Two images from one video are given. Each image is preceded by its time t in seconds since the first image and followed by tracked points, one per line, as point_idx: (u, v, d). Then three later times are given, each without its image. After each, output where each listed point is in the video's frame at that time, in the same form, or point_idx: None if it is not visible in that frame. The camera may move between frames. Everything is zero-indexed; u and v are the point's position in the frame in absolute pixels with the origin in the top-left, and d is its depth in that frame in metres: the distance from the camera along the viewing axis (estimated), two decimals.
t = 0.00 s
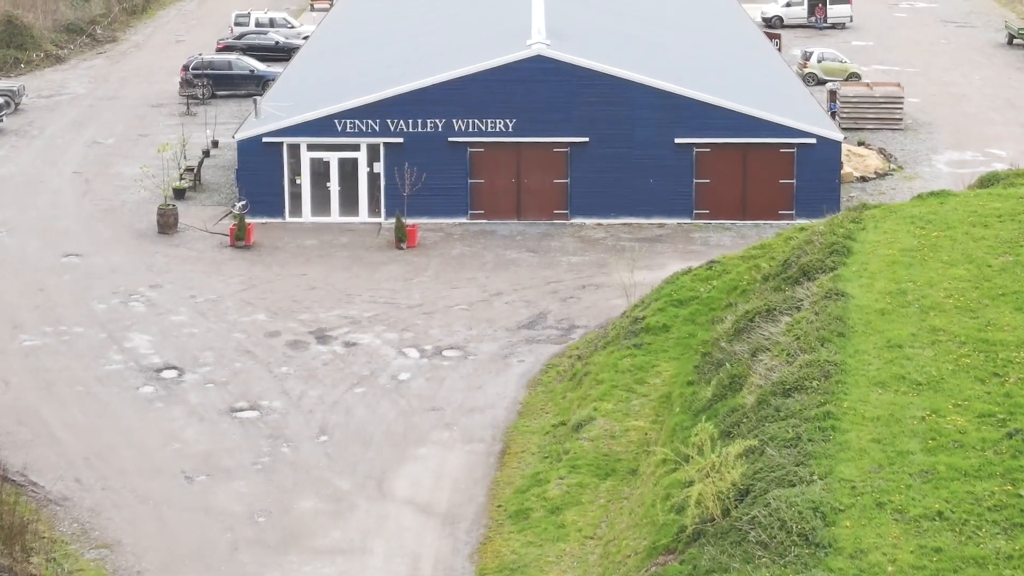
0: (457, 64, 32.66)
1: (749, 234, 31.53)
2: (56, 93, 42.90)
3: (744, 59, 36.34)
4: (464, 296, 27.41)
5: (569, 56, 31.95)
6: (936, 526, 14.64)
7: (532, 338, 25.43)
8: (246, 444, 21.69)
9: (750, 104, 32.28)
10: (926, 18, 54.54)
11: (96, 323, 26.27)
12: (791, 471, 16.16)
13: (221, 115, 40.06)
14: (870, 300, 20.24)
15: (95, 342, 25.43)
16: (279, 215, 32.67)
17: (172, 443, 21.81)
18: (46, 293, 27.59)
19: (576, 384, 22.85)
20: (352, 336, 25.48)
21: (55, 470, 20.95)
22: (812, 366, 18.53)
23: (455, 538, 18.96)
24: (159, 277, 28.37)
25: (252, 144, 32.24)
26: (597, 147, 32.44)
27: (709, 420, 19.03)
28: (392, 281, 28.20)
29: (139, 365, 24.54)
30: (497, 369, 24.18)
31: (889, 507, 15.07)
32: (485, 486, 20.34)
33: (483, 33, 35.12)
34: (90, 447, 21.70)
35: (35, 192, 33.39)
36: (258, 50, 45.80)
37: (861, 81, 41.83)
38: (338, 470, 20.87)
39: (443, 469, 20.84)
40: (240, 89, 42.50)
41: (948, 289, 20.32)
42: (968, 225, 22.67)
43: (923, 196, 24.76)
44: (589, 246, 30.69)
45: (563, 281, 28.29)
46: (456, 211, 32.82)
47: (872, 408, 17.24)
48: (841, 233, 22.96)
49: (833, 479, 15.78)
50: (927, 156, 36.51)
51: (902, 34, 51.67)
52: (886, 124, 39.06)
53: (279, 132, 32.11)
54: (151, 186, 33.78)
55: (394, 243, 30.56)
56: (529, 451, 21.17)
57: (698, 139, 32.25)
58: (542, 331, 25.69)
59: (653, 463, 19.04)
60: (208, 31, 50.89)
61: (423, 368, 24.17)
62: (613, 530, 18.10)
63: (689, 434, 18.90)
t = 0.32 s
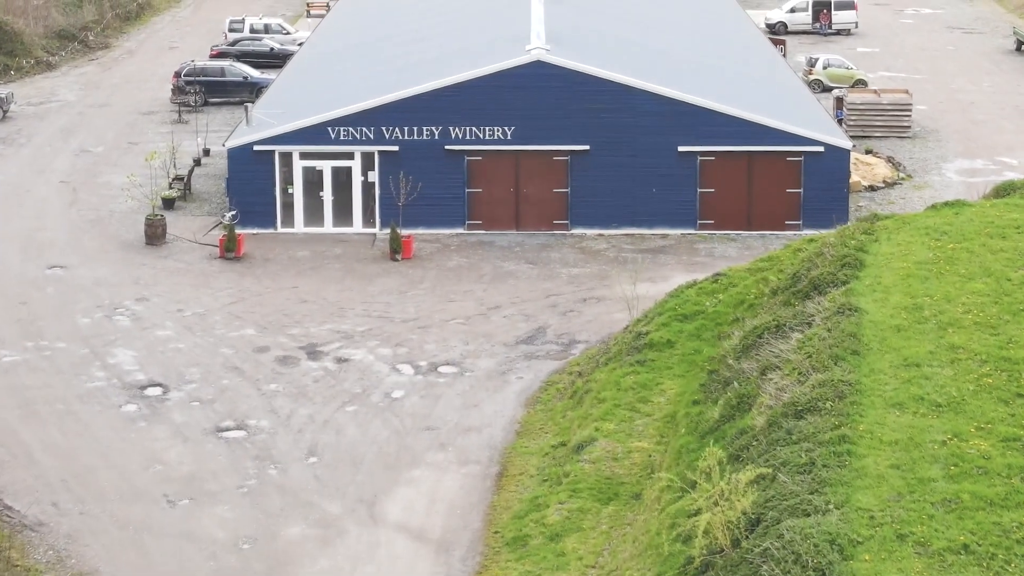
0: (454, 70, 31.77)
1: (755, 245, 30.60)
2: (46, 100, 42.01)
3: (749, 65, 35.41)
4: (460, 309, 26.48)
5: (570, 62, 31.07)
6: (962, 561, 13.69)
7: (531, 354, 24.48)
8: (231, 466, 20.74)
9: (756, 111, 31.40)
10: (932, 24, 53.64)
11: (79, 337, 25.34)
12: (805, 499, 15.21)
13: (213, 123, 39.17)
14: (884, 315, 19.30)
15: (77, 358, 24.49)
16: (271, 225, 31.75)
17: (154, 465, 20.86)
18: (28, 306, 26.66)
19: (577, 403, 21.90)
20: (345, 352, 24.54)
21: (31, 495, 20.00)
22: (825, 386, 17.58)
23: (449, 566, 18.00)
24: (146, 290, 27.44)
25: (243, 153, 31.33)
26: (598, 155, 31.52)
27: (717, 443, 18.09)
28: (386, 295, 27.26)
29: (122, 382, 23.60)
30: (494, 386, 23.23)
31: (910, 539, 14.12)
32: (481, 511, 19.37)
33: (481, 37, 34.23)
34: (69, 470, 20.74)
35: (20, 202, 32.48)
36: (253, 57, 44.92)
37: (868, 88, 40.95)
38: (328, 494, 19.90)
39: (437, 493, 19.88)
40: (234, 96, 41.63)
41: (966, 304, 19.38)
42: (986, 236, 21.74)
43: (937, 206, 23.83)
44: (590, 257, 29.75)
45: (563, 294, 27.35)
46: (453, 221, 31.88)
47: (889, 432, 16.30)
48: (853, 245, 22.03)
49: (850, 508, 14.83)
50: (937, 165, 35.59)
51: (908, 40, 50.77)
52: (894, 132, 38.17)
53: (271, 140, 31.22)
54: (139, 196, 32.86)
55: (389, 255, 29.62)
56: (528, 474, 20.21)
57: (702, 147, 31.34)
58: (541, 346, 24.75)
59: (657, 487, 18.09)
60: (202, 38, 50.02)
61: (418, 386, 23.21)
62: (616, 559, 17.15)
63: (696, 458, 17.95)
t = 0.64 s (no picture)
0: (451, 76, 30.90)
1: (761, 256, 29.69)
2: (35, 107, 41.14)
3: (754, 70, 34.53)
4: (458, 323, 25.57)
5: (570, 67, 30.21)
6: None
7: (531, 369, 23.55)
8: (216, 488, 19.79)
9: (761, 118, 30.52)
10: (938, 30, 52.77)
11: (62, 352, 24.42)
12: (822, 530, 14.29)
13: (205, 131, 38.30)
14: (901, 331, 18.38)
15: (59, 374, 23.57)
16: (262, 236, 30.86)
17: (136, 487, 19.92)
18: (10, 320, 25.74)
19: (578, 422, 20.97)
20: (337, 368, 23.62)
21: (6, 519, 19.06)
22: (840, 407, 16.66)
23: None
24: (132, 303, 26.52)
25: (233, 161, 30.45)
26: (599, 164, 30.64)
27: (727, 467, 17.16)
28: (381, 308, 26.35)
29: (105, 400, 22.67)
30: (492, 404, 22.30)
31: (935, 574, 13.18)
32: (477, 536, 18.44)
33: (479, 42, 33.35)
34: (46, 492, 19.80)
35: (5, 211, 31.57)
36: (247, 64, 44.03)
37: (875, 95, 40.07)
38: (317, 519, 18.96)
39: (432, 517, 18.95)
40: (227, 103, 40.76)
41: (986, 319, 18.46)
42: (1005, 248, 20.83)
43: (952, 217, 22.93)
44: (591, 269, 28.85)
45: (563, 307, 26.44)
46: (450, 231, 30.99)
47: (909, 456, 15.37)
48: (866, 257, 21.10)
49: (870, 539, 13.90)
50: (947, 173, 34.70)
51: (914, 46, 49.91)
52: (902, 139, 37.28)
53: (262, 148, 30.35)
54: (128, 205, 31.97)
55: (384, 266, 28.72)
56: (527, 497, 19.29)
57: (706, 155, 30.46)
58: (541, 362, 23.83)
59: (663, 514, 17.17)
60: (196, 44, 49.20)
61: (412, 403, 22.28)
62: None
63: (705, 484, 17.02)
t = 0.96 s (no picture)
0: (449, 82, 30.11)
1: (767, 267, 28.87)
2: (25, 115, 40.34)
3: (758, 77, 33.71)
4: (454, 338, 24.74)
5: (571, 73, 29.43)
6: None
7: (530, 386, 22.72)
8: (201, 511, 18.94)
9: (767, 125, 29.73)
10: (945, 37, 51.97)
11: (45, 368, 23.58)
12: (838, 562, 13.45)
13: (197, 139, 37.52)
14: (917, 348, 17.53)
15: (41, 392, 22.71)
16: (254, 247, 30.05)
17: (118, 510, 19.04)
18: None
19: (578, 442, 20.12)
20: (328, 385, 22.78)
21: None
22: (855, 429, 15.82)
23: None
24: (119, 316, 25.70)
25: (224, 170, 29.65)
26: (600, 173, 29.83)
27: (736, 493, 16.30)
28: (375, 321, 25.53)
29: (88, 418, 21.82)
30: (489, 423, 21.46)
31: None
32: (473, 563, 17.58)
33: (477, 48, 32.55)
34: (23, 515, 18.91)
35: None
36: (241, 71, 43.23)
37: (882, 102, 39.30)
38: (306, 544, 18.09)
39: (426, 543, 18.08)
40: (221, 111, 39.97)
41: (1007, 335, 17.62)
42: None
43: (966, 227, 22.10)
44: (593, 281, 28.03)
45: (564, 320, 25.61)
46: (447, 242, 30.16)
47: (930, 482, 14.52)
48: (878, 269, 20.28)
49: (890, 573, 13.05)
50: (956, 182, 33.91)
51: (920, 53, 49.12)
52: (910, 148, 36.50)
53: (254, 157, 29.55)
54: (117, 215, 31.15)
55: (379, 278, 27.90)
56: (526, 522, 18.44)
57: (711, 164, 29.65)
58: (541, 378, 22.99)
59: (668, 542, 16.31)
60: (191, 51, 48.43)
61: (406, 422, 21.44)
62: None
63: (713, 511, 16.16)
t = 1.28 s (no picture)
0: (445, 89, 29.25)
1: (774, 280, 27.99)
2: (14, 124, 39.49)
3: (763, 84, 32.84)
4: (451, 354, 23.84)
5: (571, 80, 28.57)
6: None
7: (529, 405, 21.81)
8: (184, 536, 17.99)
9: (773, 134, 28.87)
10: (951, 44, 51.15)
11: (25, 385, 22.66)
12: None
13: (189, 148, 36.71)
14: (936, 368, 16.63)
15: (20, 410, 21.80)
16: (245, 259, 29.18)
17: (96, 537, 18.06)
18: None
19: (579, 465, 19.21)
20: (319, 404, 21.88)
21: None
22: (873, 455, 14.91)
23: None
24: (103, 331, 24.80)
25: (214, 180, 28.79)
26: (602, 183, 28.97)
27: (746, 522, 15.38)
28: (369, 337, 24.64)
29: (68, 439, 20.91)
30: (486, 444, 20.54)
31: None
32: None
33: (474, 55, 31.70)
34: None
35: None
36: (235, 78, 42.43)
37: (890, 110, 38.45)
38: (293, 573, 17.13)
39: (420, 571, 17.13)
40: (213, 119, 39.16)
41: None
42: None
43: (983, 240, 21.22)
44: (594, 294, 27.14)
45: (564, 335, 24.72)
46: (443, 254, 29.31)
47: (954, 513, 13.61)
48: (893, 283, 19.37)
49: None
50: (967, 192, 33.03)
51: (927, 60, 48.30)
52: (919, 157, 35.63)
53: (244, 166, 28.69)
54: (104, 226, 30.28)
55: (373, 292, 27.02)
56: (524, 550, 17.50)
57: (715, 174, 28.79)
58: (540, 396, 22.08)
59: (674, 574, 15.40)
60: (184, 58, 47.63)
61: (400, 443, 20.53)
62: None
63: (723, 542, 15.23)
